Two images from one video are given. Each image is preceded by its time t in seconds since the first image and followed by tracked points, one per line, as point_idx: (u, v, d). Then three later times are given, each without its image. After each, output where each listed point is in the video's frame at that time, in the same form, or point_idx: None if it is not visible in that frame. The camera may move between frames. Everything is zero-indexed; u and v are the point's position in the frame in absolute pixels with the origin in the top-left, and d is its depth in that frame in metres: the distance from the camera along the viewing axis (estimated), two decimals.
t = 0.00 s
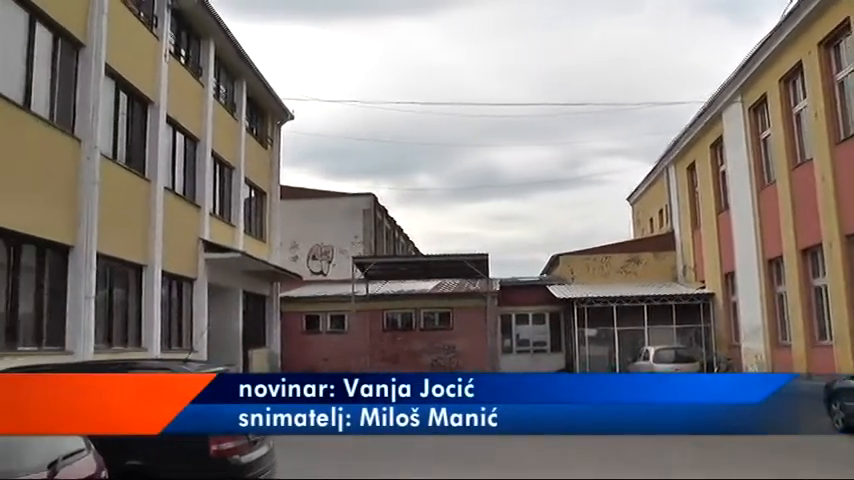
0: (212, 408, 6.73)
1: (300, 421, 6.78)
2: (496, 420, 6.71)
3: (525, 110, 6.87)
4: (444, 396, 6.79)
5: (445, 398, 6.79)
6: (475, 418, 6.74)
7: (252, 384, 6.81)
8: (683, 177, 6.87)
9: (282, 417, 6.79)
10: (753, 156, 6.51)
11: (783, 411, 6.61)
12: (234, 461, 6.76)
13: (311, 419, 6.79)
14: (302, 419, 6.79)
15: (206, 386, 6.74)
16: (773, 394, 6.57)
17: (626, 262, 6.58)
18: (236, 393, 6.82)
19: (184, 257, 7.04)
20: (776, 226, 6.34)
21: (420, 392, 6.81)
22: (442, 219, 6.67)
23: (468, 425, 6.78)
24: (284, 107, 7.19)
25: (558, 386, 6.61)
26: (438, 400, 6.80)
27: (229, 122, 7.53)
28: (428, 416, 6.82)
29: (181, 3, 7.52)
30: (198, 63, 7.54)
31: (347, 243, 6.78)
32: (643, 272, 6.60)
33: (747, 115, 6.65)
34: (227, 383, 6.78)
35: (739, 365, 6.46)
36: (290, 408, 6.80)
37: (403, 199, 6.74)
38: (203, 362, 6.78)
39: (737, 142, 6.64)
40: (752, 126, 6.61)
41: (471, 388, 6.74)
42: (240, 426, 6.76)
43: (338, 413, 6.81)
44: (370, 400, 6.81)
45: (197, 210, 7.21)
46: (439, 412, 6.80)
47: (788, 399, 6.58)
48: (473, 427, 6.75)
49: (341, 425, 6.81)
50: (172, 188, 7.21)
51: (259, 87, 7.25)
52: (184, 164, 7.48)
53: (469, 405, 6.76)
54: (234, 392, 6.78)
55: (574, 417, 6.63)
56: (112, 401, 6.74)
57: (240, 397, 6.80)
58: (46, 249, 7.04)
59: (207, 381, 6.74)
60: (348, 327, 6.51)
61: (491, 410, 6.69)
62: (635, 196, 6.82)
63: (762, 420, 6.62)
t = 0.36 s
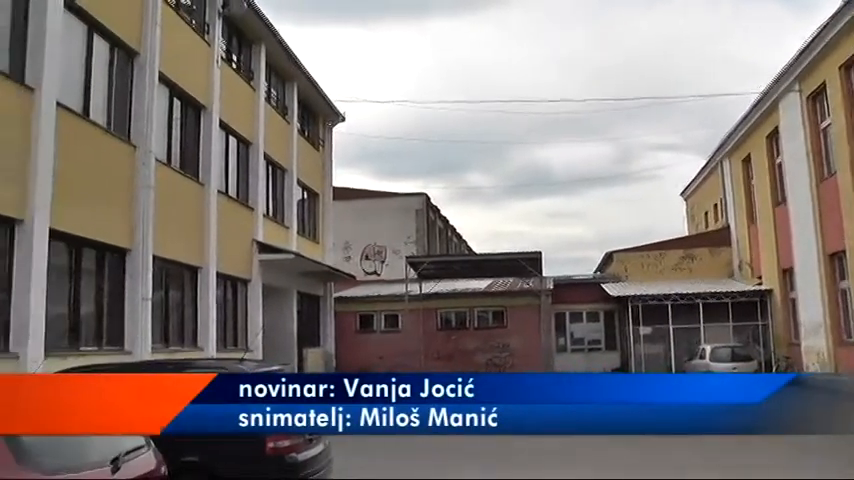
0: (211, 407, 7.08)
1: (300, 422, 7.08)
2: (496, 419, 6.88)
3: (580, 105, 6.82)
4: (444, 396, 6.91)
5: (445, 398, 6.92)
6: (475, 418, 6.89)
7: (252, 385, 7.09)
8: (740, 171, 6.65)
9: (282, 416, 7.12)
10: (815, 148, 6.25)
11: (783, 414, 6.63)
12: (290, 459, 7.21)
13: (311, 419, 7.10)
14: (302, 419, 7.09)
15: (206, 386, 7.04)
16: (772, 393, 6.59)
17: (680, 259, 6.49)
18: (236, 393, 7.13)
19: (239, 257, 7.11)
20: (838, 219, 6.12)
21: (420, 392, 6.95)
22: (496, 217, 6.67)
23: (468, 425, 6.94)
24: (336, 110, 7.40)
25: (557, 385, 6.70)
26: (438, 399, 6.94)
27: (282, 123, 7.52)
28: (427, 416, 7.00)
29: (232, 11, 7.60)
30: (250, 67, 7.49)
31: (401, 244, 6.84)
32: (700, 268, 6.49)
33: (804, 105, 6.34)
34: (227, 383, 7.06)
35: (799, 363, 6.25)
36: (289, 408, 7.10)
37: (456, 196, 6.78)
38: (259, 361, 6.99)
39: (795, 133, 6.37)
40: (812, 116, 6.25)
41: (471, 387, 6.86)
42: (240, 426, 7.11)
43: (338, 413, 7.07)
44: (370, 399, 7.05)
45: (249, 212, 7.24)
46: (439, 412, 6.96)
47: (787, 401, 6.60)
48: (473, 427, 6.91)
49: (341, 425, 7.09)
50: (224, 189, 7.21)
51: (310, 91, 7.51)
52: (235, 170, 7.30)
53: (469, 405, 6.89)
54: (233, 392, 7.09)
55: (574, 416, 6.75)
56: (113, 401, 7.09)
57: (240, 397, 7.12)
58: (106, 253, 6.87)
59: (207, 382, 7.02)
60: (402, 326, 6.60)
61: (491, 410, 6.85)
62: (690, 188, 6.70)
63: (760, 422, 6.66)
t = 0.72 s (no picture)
0: (211, 407, 6.90)
1: (300, 421, 6.96)
2: (496, 420, 6.70)
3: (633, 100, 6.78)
4: (444, 396, 6.81)
5: (444, 398, 6.82)
6: (475, 418, 6.73)
7: (252, 384, 6.98)
8: (798, 164, 6.50)
9: (281, 416, 6.98)
10: None
11: (785, 414, 6.34)
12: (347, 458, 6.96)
13: (311, 419, 6.96)
14: (302, 419, 6.96)
15: (206, 386, 6.90)
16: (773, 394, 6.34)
17: (736, 254, 6.30)
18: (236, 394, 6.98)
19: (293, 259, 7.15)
20: None
21: (419, 392, 6.90)
22: (551, 215, 6.60)
23: (468, 426, 6.77)
24: (388, 110, 7.40)
25: (555, 384, 6.54)
26: (438, 399, 6.85)
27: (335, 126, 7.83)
28: (427, 416, 6.89)
29: (284, 17, 7.77)
30: (301, 71, 7.75)
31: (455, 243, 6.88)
32: (757, 264, 6.32)
33: None
34: (227, 383, 6.93)
35: None
36: (289, 407, 6.99)
37: (509, 195, 6.67)
38: (316, 361, 7.02)
39: None
40: None
41: (471, 387, 6.73)
42: (240, 426, 6.95)
43: (338, 413, 6.96)
44: (370, 400, 6.94)
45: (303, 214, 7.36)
46: (439, 412, 6.85)
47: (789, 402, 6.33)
48: (473, 427, 6.73)
49: (341, 425, 6.95)
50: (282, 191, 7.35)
51: (363, 93, 7.59)
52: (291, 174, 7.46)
53: (469, 405, 6.75)
54: (233, 392, 6.95)
55: (574, 416, 6.53)
56: (111, 401, 6.95)
57: (240, 397, 6.98)
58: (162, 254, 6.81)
59: (207, 382, 6.89)
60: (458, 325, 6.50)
61: (491, 410, 6.68)
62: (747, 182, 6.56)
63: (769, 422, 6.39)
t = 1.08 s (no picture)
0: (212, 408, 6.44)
1: (300, 422, 6.59)
2: (497, 420, 6.52)
3: (681, 92, 6.67)
4: (444, 396, 6.62)
5: (445, 398, 6.63)
6: (475, 418, 6.56)
7: (252, 385, 6.63)
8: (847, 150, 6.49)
9: (281, 417, 6.60)
10: None
11: (784, 415, 6.14)
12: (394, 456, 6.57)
13: (311, 420, 6.60)
14: (302, 419, 6.60)
15: (206, 387, 6.54)
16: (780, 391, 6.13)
17: (786, 250, 6.24)
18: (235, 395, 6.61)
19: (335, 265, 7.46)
20: None
21: (420, 392, 6.68)
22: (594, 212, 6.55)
23: (468, 426, 6.58)
24: (431, 110, 7.20)
25: (553, 385, 6.37)
26: (438, 399, 6.64)
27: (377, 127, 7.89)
28: (427, 416, 6.66)
29: (326, 20, 7.84)
30: (345, 73, 7.92)
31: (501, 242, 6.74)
32: (806, 260, 6.20)
33: None
34: (227, 383, 6.61)
35: None
36: (289, 408, 6.62)
37: (554, 192, 6.64)
38: (362, 360, 6.86)
39: None
40: None
41: (471, 387, 6.57)
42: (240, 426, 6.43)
43: (338, 413, 6.65)
44: (370, 400, 6.66)
45: (350, 214, 7.58)
46: (438, 413, 6.63)
47: (788, 400, 6.14)
48: (473, 427, 6.55)
49: (341, 425, 6.62)
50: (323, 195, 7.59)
51: (405, 93, 7.42)
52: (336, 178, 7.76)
53: (469, 405, 6.57)
54: (233, 392, 6.59)
55: (575, 416, 6.37)
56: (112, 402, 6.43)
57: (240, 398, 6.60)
58: (209, 257, 7.05)
59: (207, 382, 6.55)
60: (504, 325, 6.34)
61: (490, 409, 6.51)
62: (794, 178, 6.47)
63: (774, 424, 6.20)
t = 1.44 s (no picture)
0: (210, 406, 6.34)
1: (300, 421, 6.44)
2: (497, 420, 6.46)
3: (722, 87, 6.55)
4: (444, 396, 6.58)
5: (445, 398, 6.58)
6: (475, 418, 6.48)
7: (252, 384, 6.59)
8: None
9: (282, 417, 6.44)
10: None
11: (783, 416, 6.10)
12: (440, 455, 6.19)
13: (311, 419, 6.52)
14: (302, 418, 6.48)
15: (206, 387, 6.47)
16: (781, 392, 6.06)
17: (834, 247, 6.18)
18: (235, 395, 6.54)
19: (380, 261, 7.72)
20: None
21: (420, 392, 6.64)
22: (636, 209, 6.47)
23: (468, 426, 6.47)
24: (473, 109, 7.19)
25: (557, 384, 6.36)
26: (438, 399, 6.59)
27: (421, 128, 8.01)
28: (428, 416, 6.53)
29: (366, 22, 7.93)
30: (385, 74, 8.07)
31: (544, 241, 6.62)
32: None
33: None
34: (226, 383, 6.56)
35: None
36: (289, 408, 6.55)
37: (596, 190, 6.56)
38: (405, 360, 6.90)
39: None
40: None
41: (471, 387, 6.55)
42: (239, 425, 6.18)
43: (338, 414, 6.59)
44: (370, 400, 6.63)
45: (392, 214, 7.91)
46: (439, 412, 6.53)
47: (785, 402, 6.08)
48: (473, 427, 6.46)
49: (341, 425, 6.54)
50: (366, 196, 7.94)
51: (446, 92, 7.29)
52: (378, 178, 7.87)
53: (469, 405, 6.53)
54: (233, 392, 6.52)
55: (575, 416, 6.34)
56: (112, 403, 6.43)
57: (240, 398, 6.51)
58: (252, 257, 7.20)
59: (207, 382, 6.49)
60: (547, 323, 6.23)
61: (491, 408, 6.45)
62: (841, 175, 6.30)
63: (776, 424, 6.14)
